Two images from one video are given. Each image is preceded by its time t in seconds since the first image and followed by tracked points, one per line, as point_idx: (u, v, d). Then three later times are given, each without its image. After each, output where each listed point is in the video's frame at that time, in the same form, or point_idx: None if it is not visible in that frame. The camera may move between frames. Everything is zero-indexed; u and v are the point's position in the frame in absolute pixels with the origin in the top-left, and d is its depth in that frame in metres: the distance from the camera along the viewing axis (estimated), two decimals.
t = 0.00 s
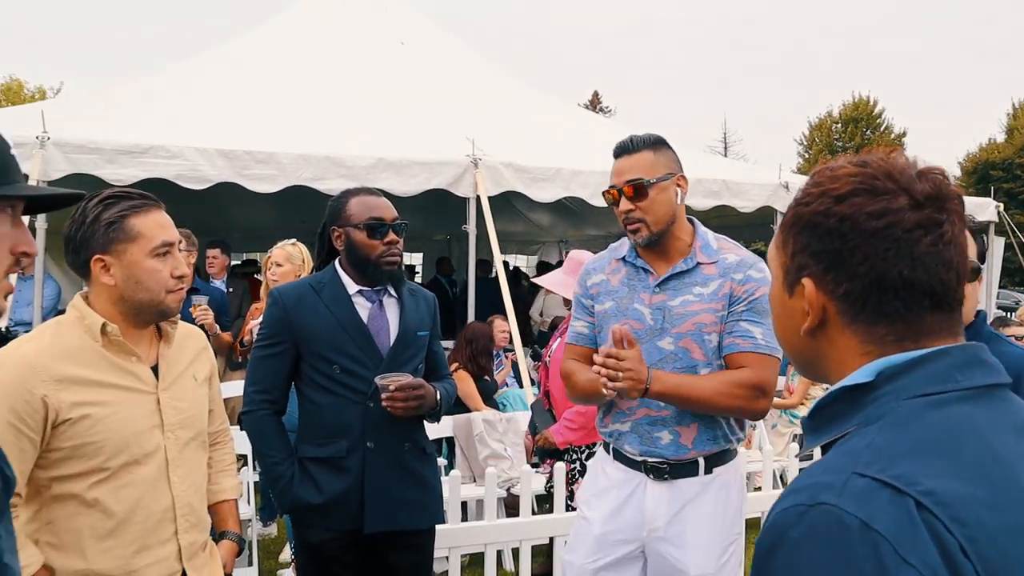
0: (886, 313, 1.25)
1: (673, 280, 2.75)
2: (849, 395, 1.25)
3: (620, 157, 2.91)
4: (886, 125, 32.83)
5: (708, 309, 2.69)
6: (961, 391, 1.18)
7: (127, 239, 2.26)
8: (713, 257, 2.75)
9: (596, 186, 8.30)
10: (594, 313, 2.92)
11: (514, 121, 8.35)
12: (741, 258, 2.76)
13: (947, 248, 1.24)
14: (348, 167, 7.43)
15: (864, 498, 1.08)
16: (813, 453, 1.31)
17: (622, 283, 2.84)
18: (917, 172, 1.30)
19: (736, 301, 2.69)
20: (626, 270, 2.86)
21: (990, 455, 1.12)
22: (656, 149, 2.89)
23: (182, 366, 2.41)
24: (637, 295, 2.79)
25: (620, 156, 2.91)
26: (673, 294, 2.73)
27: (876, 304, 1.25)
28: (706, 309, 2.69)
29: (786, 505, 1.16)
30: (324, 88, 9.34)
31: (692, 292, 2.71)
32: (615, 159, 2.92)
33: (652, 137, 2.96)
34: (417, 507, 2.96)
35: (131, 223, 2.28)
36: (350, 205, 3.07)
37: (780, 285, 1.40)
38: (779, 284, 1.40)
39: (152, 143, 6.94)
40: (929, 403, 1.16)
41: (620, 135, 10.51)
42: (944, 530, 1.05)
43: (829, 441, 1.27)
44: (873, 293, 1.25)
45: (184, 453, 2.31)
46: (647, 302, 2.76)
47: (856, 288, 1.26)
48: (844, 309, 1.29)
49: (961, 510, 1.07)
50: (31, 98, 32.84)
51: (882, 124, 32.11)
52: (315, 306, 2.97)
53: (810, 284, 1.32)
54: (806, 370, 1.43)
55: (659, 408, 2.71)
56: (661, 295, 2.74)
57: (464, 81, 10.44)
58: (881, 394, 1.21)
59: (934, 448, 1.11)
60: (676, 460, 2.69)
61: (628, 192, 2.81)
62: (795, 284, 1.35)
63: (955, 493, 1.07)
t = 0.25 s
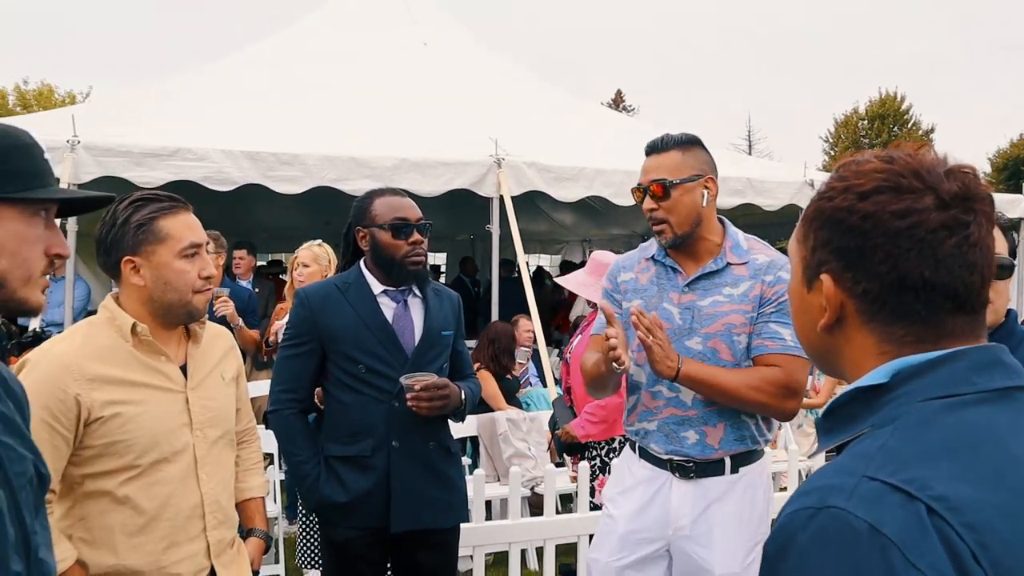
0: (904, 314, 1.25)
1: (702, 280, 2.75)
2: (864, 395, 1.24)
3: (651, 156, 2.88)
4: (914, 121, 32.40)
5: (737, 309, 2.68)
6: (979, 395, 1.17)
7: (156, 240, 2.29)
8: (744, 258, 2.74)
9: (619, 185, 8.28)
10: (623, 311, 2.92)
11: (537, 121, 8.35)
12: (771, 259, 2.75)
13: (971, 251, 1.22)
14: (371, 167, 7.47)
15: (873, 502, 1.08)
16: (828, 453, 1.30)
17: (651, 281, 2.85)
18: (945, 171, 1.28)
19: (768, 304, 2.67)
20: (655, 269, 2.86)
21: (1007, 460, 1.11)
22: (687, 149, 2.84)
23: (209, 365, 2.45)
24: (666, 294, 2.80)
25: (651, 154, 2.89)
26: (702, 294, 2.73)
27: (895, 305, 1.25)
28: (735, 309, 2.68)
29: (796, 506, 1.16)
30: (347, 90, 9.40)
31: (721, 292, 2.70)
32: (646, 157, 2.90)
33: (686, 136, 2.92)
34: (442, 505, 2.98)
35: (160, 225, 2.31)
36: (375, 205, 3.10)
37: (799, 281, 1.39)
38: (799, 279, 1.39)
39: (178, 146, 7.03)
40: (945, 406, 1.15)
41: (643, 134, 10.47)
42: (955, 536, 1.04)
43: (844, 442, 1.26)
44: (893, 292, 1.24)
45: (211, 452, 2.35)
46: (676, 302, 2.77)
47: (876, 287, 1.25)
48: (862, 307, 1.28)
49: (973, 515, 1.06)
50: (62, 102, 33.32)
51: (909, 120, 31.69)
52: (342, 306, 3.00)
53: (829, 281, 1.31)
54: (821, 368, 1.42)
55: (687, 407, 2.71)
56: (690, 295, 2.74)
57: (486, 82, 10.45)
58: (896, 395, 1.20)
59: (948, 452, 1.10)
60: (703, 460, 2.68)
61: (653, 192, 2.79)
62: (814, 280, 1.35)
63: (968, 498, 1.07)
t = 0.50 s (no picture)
0: (922, 310, 1.24)
1: (724, 276, 2.74)
2: (884, 392, 1.23)
3: (675, 150, 2.86)
4: (935, 115, 32.03)
5: (759, 305, 2.67)
6: (1001, 389, 1.15)
7: (176, 241, 2.32)
8: (766, 254, 2.73)
9: (637, 183, 8.26)
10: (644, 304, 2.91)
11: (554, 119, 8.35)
12: (793, 255, 2.74)
13: (988, 245, 1.22)
14: (389, 167, 7.50)
15: (900, 500, 1.07)
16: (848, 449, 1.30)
17: (673, 274, 2.83)
18: (959, 165, 1.27)
19: (789, 300, 2.67)
20: (677, 263, 2.84)
21: None
22: (709, 144, 2.83)
23: (230, 364, 2.47)
24: (688, 289, 2.78)
25: (675, 150, 2.86)
26: (723, 290, 2.72)
27: (914, 301, 1.24)
28: (757, 305, 2.68)
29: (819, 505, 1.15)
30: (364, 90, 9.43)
31: (743, 288, 2.70)
32: (670, 151, 2.87)
33: (709, 132, 2.90)
34: (460, 504, 2.99)
35: (180, 226, 2.34)
36: (392, 205, 3.12)
37: (817, 279, 1.39)
38: (816, 279, 1.39)
39: (198, 147, 7.09)
40: (968, 402, 1.14)
41: (660, 131, 10.43)
42: (982, 532, 1.04)
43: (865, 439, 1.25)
44: (911, 289, 1.24)
45: (233, 450, 2.37)
46: (697, 297, 2.76)
47: (894, 283, 1.25)
48: (880, 305, 1.28)
49: (999, 511, 1.05)
50: (84, 104, 33.71)
51: (930, 115, 31.35)
52: (361, 304, 3.01)
53: (847, 279, 1.31)
54: (841, 365, 1.42)
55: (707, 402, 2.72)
56: (711, 290, 2.73)
57: (502, 80, 10.46)
58: (919, 391, 1.19)
59: (971, 449, 1.09)
60: (722, 456, 2.68)
61: (675, 186, 2.78)
62: (832, 278, 1.34)
63: (995, 494, 1.06)
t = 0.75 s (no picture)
0: (940, 304, 1.24)
1: (728, 277, 2.73)
2: (909, 389, 1.23)
3: (680, 147, 2.87)
4: (943, 112, 31.87)
5: (765, 307, 2.66)
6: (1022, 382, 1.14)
7: (182, 242, 2.33)
8: (770, 254, 2.72)
9: (643, 182, 8.25)
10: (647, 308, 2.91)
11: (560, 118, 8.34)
12: (799, 256, 2.72)
13: (1000, 240, 1.21)
14: (395, 167, 7.51)
15: (935, 495, 1.07)
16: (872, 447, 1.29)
17: (673, 279, 2.83)
18: (969, 163, 1.27)
19: (795, 302, 2.66)
20: (679, 266, 2.85)
21: None
22: (717, 140, 2.84)
23: (237, 363, 2.48)
24: (689, 292, 2.78)
25: (680, 146, 2.88)
26: (728, 291, 2.71)
27: (930, 298, 1.24)
28: (763, 307, 2.66)
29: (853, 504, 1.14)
30: (370, 90, 9.44)
31: (748, 290, 2.69)
32: (675, 149, 2.88)
33: (715, 128, 2.90)
34: (468, 503, 3.00)
35: (187, 226, 2.35)
36: (398, 205, 3.12)
37: (834, 282, 1.38)
38: (833, 279, 1.38)
39: (206, 148, 7.12)
40: (990, 397, 1.14)
41: (667, 129, 10.41)
42: (1014, 525, 1.03)
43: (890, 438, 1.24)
44: (927, 286, 1.24)
45: (240, 449, 2.38)
46: (699, 298, 2.75)
47: (910, 281, 1.25)
48: (897, 303, 1.28)
49: None
50: (93, 107, 33.94)
51: (938, 112, 31.19)
52: (366, 304, 3.02)
53: (864, 278, 1.31)
54: (864, 366, 1.41)
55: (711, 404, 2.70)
56: (715, 292, 2.72)
57: (509, 80, 10.46)
58: (943, 387, 1.19)
59: (1001, 442, 1.09)
60: (728, 455, 2.67)
61: (682, 182, 2.79)
62: (848, 280, 1.34)
63: None
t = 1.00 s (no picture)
0: (961, 304, 1.24)
1: (724, 278, 2.72)
2: (927, 387, 1.22)
3: (674, 146, 2.87)
4: (945, 111, 31.81)
5: (761, 308, 2.65)
6: None
7: (183, 240, 2.33)
8: (767, 254, 2.70)
9: (644, 180, 8.25)
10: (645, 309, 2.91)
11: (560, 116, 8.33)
12: (795, 256, 2.69)
13: (1019, 243, 1.22)
14: (396, 166, 7.50)
15: (966, 491, 1.07)
16: (893, 447, 1.28)
17: (670, 280, 2.82)
18: (987, 167, 1.28)
19: (793, 304, 2.64)
20: (675, 266, 2.84)
21: None
22: (713, 140, 2.83)
23: (238, 362, 2.48)
24: (684, 292, 2.77)
25: (675, 145, 2.88)
26: (724, 292, 2.70)
27: (951, 298, 1.24)
28: (759, 308, 2.65)
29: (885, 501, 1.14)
30: (371, 89, 9.44)
31: (744, 290, 2.67)
32: (670, 148, 2.88)
33: (711, 127, 2.90)
34: (469, 501, 3.00)
35: (187, 224, 2.35)
36: (398, 204, 3.12)
37: (851, 280, 1.37)
38: (850, 279, 1.37)
39: (207, 147, 7.12)
40: (1011, 392, 1.14)
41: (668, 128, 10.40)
42: None
43: (909, 437, 1.23)
44: (948, 286, 1.24)
45: (241, 447, 2.38)
46: (695, 298, 2.74)
47: (932, 281, 1.25)
48: (918, 302, 1.27)
49: None
50: (94, 106, 33.94)
51: (940, 110, 31.12)
52: (366, 304, 3.02)
53: (885, 278, 1.30)
54: (882, 370, 1.38)
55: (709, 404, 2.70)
56: (711, 292, 2.71)
57: (510, 79, 10.45)
58: (961, 385, 1.18)
59: None
60: (725, 454, 2.66)
61: (678, 182, 2.79)
62: (868, 279, 1.33)
63: None
